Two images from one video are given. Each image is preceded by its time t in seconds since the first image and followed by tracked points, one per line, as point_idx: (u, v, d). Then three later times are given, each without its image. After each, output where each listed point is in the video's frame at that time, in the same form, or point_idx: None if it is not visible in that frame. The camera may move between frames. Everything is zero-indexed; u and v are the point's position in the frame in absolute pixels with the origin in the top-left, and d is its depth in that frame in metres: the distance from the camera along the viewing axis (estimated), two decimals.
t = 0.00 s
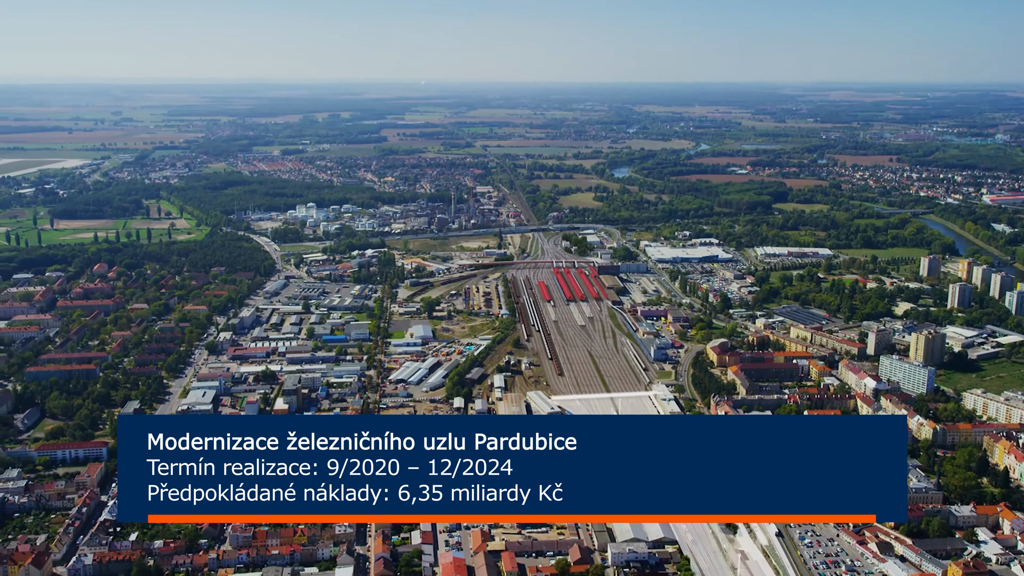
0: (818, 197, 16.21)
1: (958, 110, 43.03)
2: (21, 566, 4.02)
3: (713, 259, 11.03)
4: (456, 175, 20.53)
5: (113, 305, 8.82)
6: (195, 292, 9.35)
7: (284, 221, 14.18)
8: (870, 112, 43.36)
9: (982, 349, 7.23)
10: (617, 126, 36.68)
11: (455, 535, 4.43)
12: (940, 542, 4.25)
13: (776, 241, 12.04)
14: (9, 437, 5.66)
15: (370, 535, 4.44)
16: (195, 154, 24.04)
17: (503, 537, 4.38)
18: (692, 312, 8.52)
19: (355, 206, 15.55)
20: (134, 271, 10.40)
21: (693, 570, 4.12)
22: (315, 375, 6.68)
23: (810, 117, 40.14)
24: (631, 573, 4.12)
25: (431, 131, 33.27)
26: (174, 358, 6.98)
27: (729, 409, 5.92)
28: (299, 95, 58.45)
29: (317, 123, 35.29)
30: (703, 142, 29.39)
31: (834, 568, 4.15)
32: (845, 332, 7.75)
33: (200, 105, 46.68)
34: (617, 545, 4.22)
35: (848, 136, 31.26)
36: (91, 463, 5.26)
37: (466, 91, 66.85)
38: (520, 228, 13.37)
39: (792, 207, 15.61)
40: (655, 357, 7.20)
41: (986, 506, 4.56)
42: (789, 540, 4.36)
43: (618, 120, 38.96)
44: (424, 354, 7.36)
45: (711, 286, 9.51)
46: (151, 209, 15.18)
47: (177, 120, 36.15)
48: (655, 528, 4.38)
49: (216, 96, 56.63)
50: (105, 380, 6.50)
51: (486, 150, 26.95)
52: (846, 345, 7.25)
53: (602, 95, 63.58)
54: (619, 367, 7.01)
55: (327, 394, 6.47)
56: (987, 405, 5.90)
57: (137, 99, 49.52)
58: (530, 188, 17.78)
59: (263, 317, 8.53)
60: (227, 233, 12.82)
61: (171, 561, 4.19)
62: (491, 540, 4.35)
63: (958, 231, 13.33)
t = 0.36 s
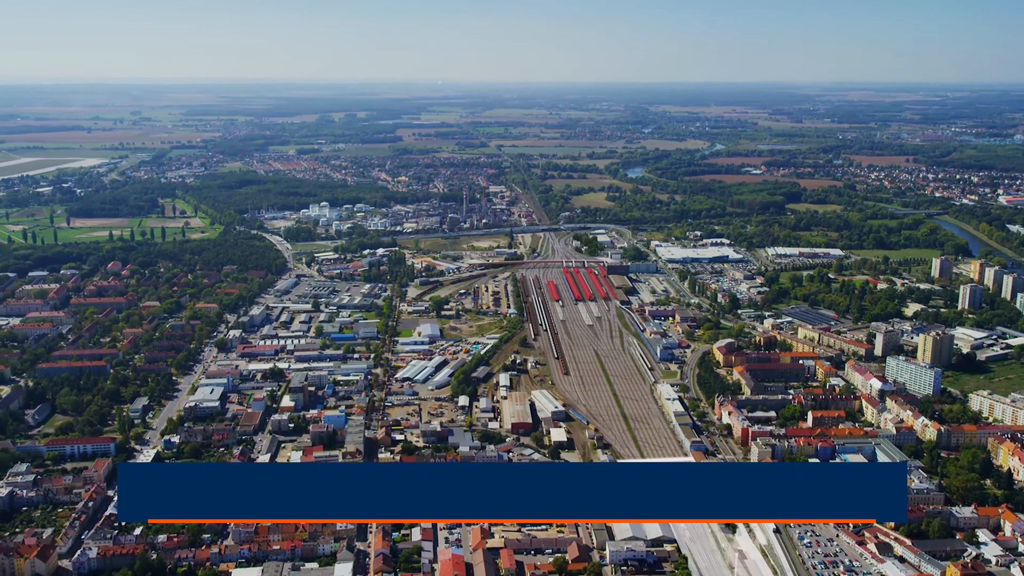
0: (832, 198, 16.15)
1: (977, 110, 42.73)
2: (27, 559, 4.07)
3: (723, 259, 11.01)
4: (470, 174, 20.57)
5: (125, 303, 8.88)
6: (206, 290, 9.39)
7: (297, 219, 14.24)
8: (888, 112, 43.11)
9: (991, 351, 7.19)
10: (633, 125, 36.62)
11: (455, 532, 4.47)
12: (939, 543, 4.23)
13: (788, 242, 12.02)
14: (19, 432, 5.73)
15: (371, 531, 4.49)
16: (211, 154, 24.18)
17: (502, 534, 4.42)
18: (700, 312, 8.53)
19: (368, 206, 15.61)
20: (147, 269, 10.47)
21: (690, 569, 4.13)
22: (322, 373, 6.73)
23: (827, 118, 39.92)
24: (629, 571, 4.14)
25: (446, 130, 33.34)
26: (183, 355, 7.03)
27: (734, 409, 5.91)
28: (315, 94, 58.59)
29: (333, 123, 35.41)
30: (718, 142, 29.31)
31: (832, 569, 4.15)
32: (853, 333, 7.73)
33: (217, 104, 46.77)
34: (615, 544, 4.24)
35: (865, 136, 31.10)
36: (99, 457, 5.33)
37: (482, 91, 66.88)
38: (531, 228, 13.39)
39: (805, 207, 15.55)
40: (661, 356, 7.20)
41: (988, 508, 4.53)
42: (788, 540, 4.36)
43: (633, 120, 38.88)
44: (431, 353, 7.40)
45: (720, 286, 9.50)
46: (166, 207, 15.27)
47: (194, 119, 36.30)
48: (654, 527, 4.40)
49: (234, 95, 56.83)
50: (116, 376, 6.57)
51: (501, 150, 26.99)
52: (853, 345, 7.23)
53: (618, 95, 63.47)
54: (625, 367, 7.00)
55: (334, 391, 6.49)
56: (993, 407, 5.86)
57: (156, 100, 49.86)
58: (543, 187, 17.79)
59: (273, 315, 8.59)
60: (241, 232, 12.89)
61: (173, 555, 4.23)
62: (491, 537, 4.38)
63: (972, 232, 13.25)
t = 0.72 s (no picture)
0: (845, 198, 16.08)
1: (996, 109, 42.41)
2: (31, 552, 4.13)
3: (733, 259, 10.99)
4: (483, 174, 20.59)
5: (137, 301, 8.92)
6: (217, 288, 9.43)
7: (309, 219, 14.28)
8: (905, 112, 42.84)
9: (999, 352, 7.14)
10: (648, 125, 36.53)
11: (454, 530, 4.52)
12: (938, 544, 4.21)
13: (799, 242, 11.98)
14: (29, 427, 5.79)
15: (371, 528, 4.54)
16: (226, 153, 24.29)
17: (501, 532, 4.46)
18: (708, 312, 8.52)
19: (380, 205, 15.64)
20: (159, 267, 10.52)
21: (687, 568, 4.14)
22: (328, 370, 6.78)
23: (843, 117, 39.70)
24: (626, 569, 4.16)
25: (461, 130, 33.38)
26: (192, 353, 7.09)
27: (737, 408, 5.91)
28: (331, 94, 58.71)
29: (348, 122, 35.51)
30: (732, 142, 29.21)
31: (830, 568, 4.14)
32: (860, 334, 7.70)
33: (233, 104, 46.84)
34: (612, 543, 4.26)
35: (881, 136, 30.92)
36: (106, 453, 5.39)
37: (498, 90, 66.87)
38: (542, 227, 13.40)
39: (817, 208, 15.48)
40: (666, 356, 7.21)
41: (989, 509, 4.51)
42: (786, 540, 4.37)
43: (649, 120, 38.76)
44: (437, 352, 7.43)
45: (729, 286, 9.49)
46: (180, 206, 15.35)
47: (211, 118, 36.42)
48: (652, 526, 4.42)
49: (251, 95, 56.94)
50: (125, 373, 6.64)
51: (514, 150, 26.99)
52: (860, 346, 7.21)
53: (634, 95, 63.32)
54: (630, 367, 7.01)
55: (339, 389, 6.54)
56: (998, 408, 5.82)
57: (173, 99, 50.09)
58: (555, 187, 17.80)
59: (282, 314, 8.63)
60: (253, 230, 12.94)
61: (175, 550, 4.29)
62: (489, 536, 4.43)
63: (986, 233, 13.16)
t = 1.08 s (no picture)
0: (857, 198, 16.02)
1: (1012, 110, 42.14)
2: (34, 546, 4.20)
3: (741, 260, 10.97)
4: (494, 173, 20.61)
5: (147, 298, 8.96)
6: (226, 286, 9.48)
7: (320, 218, 14.32)
8: (920, 112, 42.62)
9: (1006, 353, 7.10)
10: (661, 125, 36.45)
11: (453, 527, 4.55)
12: (935, 545, 4.20)
13: (808, 242, 11.96)
14: (36, 423, 5.85)
15: (370, 525, 4.57)
16: (239, 153, 24.39)
17: (499, 530, 4.48)
18: (714, 312, 8.52)
19: (391, 205, 15.68)
20: (170, 265, 10.57)
21: (683, 567, 4.14)
22: (333, 369, 6.82)
23: (858, 118, 39.50)
24: (622, 568, 4.17)
25: (474, 129, 33.42)
26: (199, 350, 7.14)
27: (739, 408, 5.91)
28: (345, 93, 58.81)
29: (362, 122, 35.58)
30: (746, 143, 29.13)
31: (826, 568, 4.14)
32: (866, 335, 7.68)
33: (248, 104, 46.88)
34: (608, 541, 4.28)
35: (895, 137, 30.78)
36: (111, 448, 5.45)
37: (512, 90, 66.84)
38: (551, 227, 13.41)
39: (828, 208, 15.42)
40: (670, 356, 7.21)
41: (988, 511, 4.49)
42: (784, 540, 4.36)
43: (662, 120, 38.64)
44: (442, 351, 7.46)
45: (736, 287, 9.48)
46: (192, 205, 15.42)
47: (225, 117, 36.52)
48: (650, 525, 4.42)
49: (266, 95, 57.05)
50: (132, 370, 6.68)
51: (527, 149, 26.99)
52: (865, 347, 7.19)
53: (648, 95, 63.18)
54: (635, 366, 7.02)
55: (343, 387, 6.58)
56: (1002, 410, 5.79)
57: (189, 99, 50.27)
58: (566, 187, 17.80)
59: (290, 312, 8.67)
60: (264, 229, 12.98)
61: (175, 545, 4.33)
62: (486, 533, 4.46)
63: (997, 234, 13.10)
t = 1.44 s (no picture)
0: (867, 199, 15.97)
1: None
2: (36, 541, 4.27)
3: (749, 260, 10.96)
4: (505, 173, 20.63)
5: (155, 297, 9.00)
6: (234, 285, 9.52)
7: (329, 217, 14.37)
8: (935, 112, 42.41)
9: (1010, 355, 7.07)
10: (673, 125, 36.38)
11: (450, 524, 4.58)
12: (931, 545, 4.19)
13: (816, 243, 11.93)
14: (42, 419, 5.92)
15: (368, 522, 4.61)
16: (252, 152, 24.49)
17: (496, 527, 4.51)
18: (719, 312, 8.52)
19: (400, 204, 15.71)
20: (179, 264, 10.61)
21: (678, 565, 4.16)
22: (337, 367, 6.86)
23: (872, 118, 39.30)
24: (617, 566, 4.18)
25: (486, 129, 33.45)
26: (204, 348, 7.19)
27: (740, 408, 5.91)
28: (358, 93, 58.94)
29: (374, 122, 35.66)
30: (758, 143, 29.05)
31: (821, 568, 4.13)
32: (871, 335, 7.66)
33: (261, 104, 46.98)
34: (604, 539, 4.30)
35: (909, 137, 30.63)
36: (115, 444, 5.51)
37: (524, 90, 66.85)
38: (559, 227, 13.42)
39: (838, 208, 15.37)
40: (673, 356, 7.22)
41: (985, 511, 4.49)
42: (780, 540, 4.37)
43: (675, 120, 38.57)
44: (446, 350, 7.49)
45: (742, 287, 9.47)
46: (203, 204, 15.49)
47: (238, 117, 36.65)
48: (646, 523, 4.44)
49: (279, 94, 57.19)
50: (138, 367, 6.74)
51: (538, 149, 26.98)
52: (869, 347, 7.17)
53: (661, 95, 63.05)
54: (638, 365, 7.03)
55: (347, 385, 6.62)
56: (1004, 411, 5.77)
57: (204, 100, 50.46)
58: (576, 186, 17.80)
59: (296, 311, 8.71)
60: (273, 228, 13.03)
61: (175, 540, 4.39)
62: (483, 530, 4.48)
63: (1008, 234, 13.05)
